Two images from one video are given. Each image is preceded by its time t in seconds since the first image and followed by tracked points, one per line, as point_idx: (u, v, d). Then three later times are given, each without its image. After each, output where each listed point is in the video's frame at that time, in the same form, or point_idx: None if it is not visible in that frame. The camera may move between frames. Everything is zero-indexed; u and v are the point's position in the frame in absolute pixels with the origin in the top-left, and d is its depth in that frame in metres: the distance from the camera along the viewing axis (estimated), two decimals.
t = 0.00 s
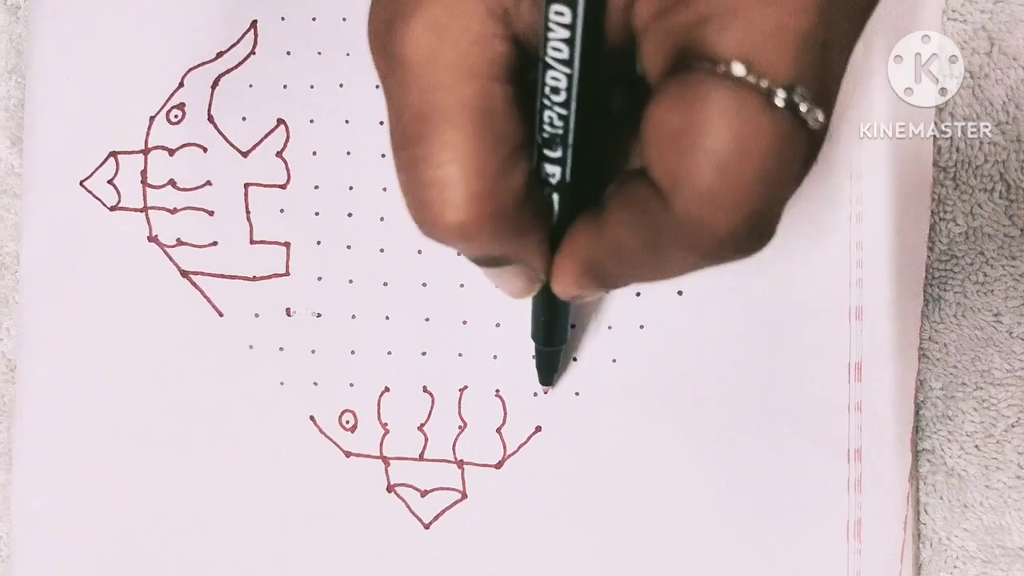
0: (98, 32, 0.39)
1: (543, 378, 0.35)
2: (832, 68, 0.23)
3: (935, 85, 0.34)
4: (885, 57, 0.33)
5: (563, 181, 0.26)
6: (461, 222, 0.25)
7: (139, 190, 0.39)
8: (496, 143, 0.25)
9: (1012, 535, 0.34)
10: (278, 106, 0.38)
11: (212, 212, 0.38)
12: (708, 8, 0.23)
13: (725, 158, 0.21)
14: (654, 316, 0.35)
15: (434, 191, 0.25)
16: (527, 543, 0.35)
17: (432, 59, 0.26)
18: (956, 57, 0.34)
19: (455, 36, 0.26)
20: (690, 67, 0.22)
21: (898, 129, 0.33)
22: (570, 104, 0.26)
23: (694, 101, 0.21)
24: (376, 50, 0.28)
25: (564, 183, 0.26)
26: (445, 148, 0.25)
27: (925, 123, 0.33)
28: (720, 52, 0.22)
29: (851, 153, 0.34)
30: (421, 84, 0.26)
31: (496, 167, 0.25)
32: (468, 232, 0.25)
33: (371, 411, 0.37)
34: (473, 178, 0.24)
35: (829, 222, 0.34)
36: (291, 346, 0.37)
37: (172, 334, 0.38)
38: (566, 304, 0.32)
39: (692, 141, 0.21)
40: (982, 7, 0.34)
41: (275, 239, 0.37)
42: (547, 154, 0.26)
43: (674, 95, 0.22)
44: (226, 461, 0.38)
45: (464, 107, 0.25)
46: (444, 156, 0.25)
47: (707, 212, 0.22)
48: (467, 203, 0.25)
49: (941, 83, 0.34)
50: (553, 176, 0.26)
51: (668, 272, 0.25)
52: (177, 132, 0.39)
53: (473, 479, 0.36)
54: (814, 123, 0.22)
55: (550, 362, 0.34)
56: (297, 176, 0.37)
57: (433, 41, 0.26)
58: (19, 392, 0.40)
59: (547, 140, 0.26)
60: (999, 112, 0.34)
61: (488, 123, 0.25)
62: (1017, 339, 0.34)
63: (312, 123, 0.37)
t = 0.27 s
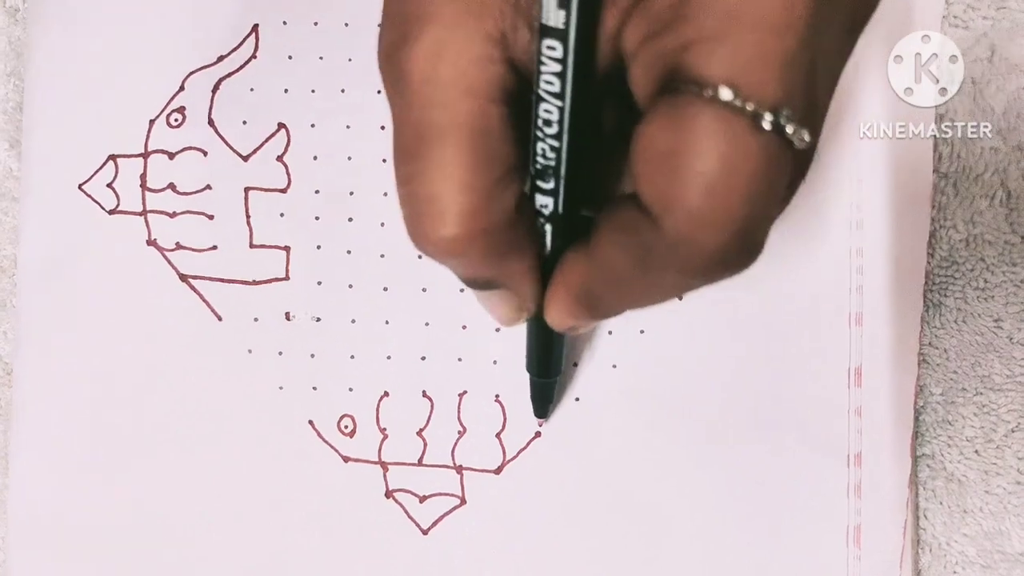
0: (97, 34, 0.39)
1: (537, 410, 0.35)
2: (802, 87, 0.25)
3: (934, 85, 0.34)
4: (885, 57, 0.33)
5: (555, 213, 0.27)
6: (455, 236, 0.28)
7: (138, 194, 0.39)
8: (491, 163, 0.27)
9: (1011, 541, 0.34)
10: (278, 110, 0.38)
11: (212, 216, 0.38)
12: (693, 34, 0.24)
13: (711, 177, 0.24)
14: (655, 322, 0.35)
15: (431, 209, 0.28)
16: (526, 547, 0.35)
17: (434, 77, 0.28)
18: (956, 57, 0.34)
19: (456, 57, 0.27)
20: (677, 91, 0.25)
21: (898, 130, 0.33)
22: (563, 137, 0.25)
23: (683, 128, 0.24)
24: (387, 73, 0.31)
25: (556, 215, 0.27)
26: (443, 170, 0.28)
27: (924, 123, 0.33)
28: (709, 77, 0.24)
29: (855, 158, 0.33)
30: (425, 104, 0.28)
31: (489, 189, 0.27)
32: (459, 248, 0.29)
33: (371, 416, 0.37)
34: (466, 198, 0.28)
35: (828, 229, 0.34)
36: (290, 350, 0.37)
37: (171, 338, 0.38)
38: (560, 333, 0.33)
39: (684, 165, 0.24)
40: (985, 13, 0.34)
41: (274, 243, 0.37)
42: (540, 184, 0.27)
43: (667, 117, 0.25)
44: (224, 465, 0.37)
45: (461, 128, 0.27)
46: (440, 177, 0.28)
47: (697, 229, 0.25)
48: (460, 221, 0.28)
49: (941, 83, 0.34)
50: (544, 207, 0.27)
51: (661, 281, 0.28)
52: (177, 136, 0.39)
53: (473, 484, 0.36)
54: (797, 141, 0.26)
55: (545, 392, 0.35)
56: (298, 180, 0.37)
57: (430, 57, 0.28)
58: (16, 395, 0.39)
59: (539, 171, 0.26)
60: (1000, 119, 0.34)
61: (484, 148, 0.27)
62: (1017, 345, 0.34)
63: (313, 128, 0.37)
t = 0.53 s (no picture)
0: (97, 34, 0.39)
1: (538, 411, 0.35)
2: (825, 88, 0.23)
3: (934, 85, 0.33)
4: (884, 57, 0.33)
5: (560, 215, 0.26)
6: (459, 238, 0.26)
7: (139, 194, 0.39)
8: (496, 167, 0.26)
9: (1015, 543, 0.34)
10: (278, 110, 0.37)
11: (213, 216, 0.38)
12: (704, 37, 0.23)
13: (722, 181, 0.22)
14: (659, 322, 0.35)
15: (433, 209, 0.26)
16: (529, 549, 0.35)
17: (441, 79, 0.26)
18: (956, 57, 0.34)
19: (464, 61, 0.26)
20: (687, 94, 0.22)
21: (898, 129, 0.33)
22: (570, 138, 0.25)
23: (692, 127, 0.22)
24: (394, 68, 0.27)
25: (561, 216, 0.26)
26: (448, 173, 0.26)
27: (924, 122, 0.33)
28: (719, 80, 0.22)
29: (861, 156, 0.33)
30: (432, 107, 0.26)
31: (495, 193, 0.26)
32: (463, 253, 0.26)
33: (373, 418, 0.36)
34: (471, 201, 0.25)
35: (830, 231, 0.34)
36: (292, 351, 0.37)
37: (172, 339, 0.38)
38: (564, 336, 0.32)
39: (692, 168, 0.22)
40: (988, 14, 0.34)
41: (276, 244, 0.37)
42: (546, 186, 0.26)
43: (677, 119, 0.22)
44: (225, 467, 0.37)
45: (467, 131, 0.25)
46: (444, 178, 0.26)
47: (699, 238, 0.22)
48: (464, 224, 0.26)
49: (941, 83, 0.34)
50: (550, 209, 0.26)
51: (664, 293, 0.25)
52: (178, 136, 0.38)
53: (475, 486, 0.36)
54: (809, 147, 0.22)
55: (546, 393, 0.34)
56: (299, 181, 0.37)
57: (438, 59, 0.26)
58: (15, 396, 0.39)
59: (545, 171, 0.26)
60: (1003, 120, 0.34)
61: (491, 152, 0.25)
62: (1021, 346, 0.34)
63: (315, 128, 0.37)
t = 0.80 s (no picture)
0: (93, 30, 0.39)
1: (536, 419, 0.34)
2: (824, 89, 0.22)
3: (934, 85, 0.33)
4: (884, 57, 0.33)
5: (558, 225, 0.25)
6: (458, 243, 0.26)
7: (135, 191, 0.38)
8: (496, 172, 0.25)
9: (1016, 544, 0.34)
10: (275, 107, 0.37)
11: (210, 214, 0.38)
12: (704, 46, 0.22)
13: (720, 192, 0.21)
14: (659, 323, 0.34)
15: (431, 214, 0.26)
16: (528, 549, 0.35)
17: (441, 85, 0.26)
18: (956, 57, 0.34)
19: (464, 67, 0.25)
20: (686, 104, 0.21)
21: (898, 129, 0.33)
22: (568, 150, 0.23)
23: (691, 139, 0.21)
24: (393, 74, 0.27)
25: (559, 227, 0.25)
26: (448, 178, 0.25)
27: (924, 123, 0.33)
28: (717, 89, 0.21)
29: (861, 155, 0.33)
30: (432, 111, 0.25)
31: (494, 199, 0.25)
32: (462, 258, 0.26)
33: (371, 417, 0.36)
34: (469, 207, 0.25)
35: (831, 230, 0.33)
36: (289, 351, 0.37)
37: (169, 337, 0.38)
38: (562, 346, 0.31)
39: (689, 180, 0.21)
40: (990, 12, 0.33)
41: (273, 242, 0.37)
42: (544, 196, 0.25)
43: (675, 129, 0.21)
44: (222, 468, 0.37)
45: (467, 137, 0.25)
46: (443, 184, 0.25)
47: (695, 251, 0.22)
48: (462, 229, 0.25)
49: (941, 83, 0.33)
50: (548, 219, 0.25)
51: (665, 303, 0.24)
52: (174, 133, 0.38)
53: (474, 485, 0.35)
54: (807, 154, 0.21)
55: (545, 402, 0.34)
56: (297, 179, 0.37)
57: (439, 66, 0.26)
58: (9, 397, 0.39)
59: (543, 182, 0.24)
60: (1005, 118, 0.33)
61: (490, 159, 0.25)
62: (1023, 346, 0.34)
63: (313, 125, 0.37)
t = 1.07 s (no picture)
0: (93, 24, 0.39)
1: (536, 411, 0.35)
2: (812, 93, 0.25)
3: (934, 85, 0.33)
4: (885, 57, 0.33)
5: (556, 223, 0.26)
6: (456, 243, 0.28)
7: (136, 185, 0.39)
8: (490, 175, 0.27)
9: (1015, 537, 0.34)
10: (276, 101, 0.37)
11: (211, 207, 0.38)
12: (697, 54, 0.24)
13: (710, 196, 0.24)
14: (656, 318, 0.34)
15: (433, 215, 0.28)
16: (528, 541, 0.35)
17: (440, 90, 0.27)
18: (956, 57, 0.34)
19: (462, 72, 0.26)
20: (680, 111, 0.24)
21: (898, 130, 0.33)
22: (564, 150, 0.24)
23: (684, 146, 0.24)
24: (399, 79, 0.28)
25: (557, 224, 0.26)
26: (448, 180, 0.27)
27: (924, 123, 0.33)
28: (711, 97, 0.23)
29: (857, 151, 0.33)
30: (432, 114, 0.27)
31: (489, 201, 0.27)
32: (462, 256, 0.28)
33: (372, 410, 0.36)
34: (467, 208, 0.27)
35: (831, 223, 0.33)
36: (289, 343, 0.37)
37: (170, 330, 0.38)
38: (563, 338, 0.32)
39: (685, 183, 0.24)
40: (988, 7, 0.34)
41: (274, 236, 0.37)
42: (541, 195, 0.26)
43: (669, 136, 0.24)
44: (223, 463, 0.37)
45: (464, 141, 0.26)
46: (445, 186, 0.27)
47: (689, 250, 0.25)
48: (461, 229, 0.27)
49: (941, 83, 0.33)
50: (545, 217, 0.26)
51: (659, 298, 0.27)
52: (176, 126, 0.38)
53: (474, 478, 0.36)
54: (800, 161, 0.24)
55: (546, 393, 0.34)
56: (297, 173, 0.37)
57: (438, 70, 0.27)
58: (10, 390, 0.39)
59: (540, 181, 0.25)
60: (1004, 112, 0.33)
61: (489, 161, 0.27)
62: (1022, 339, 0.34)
63: (313, 119, 0.37)
